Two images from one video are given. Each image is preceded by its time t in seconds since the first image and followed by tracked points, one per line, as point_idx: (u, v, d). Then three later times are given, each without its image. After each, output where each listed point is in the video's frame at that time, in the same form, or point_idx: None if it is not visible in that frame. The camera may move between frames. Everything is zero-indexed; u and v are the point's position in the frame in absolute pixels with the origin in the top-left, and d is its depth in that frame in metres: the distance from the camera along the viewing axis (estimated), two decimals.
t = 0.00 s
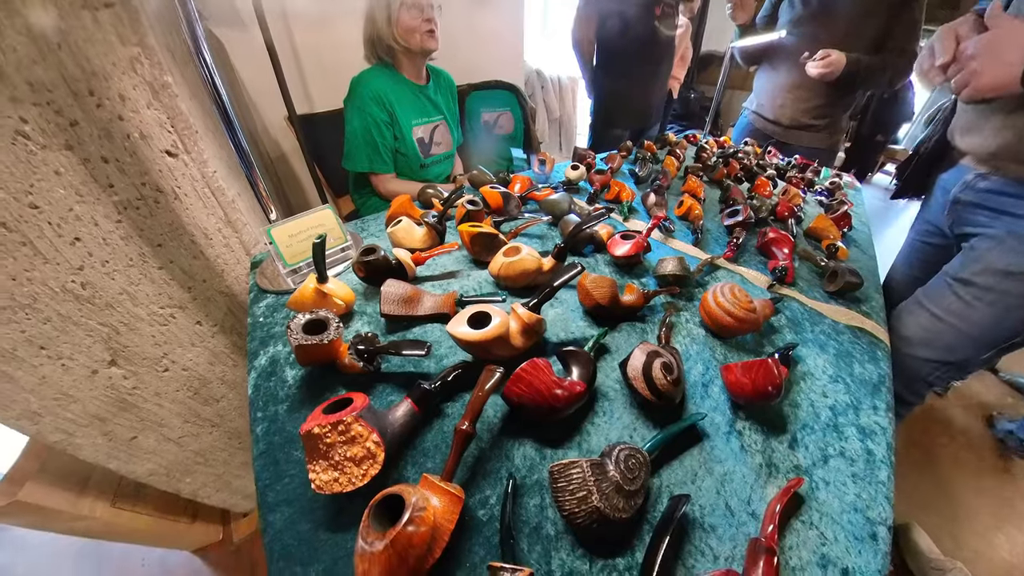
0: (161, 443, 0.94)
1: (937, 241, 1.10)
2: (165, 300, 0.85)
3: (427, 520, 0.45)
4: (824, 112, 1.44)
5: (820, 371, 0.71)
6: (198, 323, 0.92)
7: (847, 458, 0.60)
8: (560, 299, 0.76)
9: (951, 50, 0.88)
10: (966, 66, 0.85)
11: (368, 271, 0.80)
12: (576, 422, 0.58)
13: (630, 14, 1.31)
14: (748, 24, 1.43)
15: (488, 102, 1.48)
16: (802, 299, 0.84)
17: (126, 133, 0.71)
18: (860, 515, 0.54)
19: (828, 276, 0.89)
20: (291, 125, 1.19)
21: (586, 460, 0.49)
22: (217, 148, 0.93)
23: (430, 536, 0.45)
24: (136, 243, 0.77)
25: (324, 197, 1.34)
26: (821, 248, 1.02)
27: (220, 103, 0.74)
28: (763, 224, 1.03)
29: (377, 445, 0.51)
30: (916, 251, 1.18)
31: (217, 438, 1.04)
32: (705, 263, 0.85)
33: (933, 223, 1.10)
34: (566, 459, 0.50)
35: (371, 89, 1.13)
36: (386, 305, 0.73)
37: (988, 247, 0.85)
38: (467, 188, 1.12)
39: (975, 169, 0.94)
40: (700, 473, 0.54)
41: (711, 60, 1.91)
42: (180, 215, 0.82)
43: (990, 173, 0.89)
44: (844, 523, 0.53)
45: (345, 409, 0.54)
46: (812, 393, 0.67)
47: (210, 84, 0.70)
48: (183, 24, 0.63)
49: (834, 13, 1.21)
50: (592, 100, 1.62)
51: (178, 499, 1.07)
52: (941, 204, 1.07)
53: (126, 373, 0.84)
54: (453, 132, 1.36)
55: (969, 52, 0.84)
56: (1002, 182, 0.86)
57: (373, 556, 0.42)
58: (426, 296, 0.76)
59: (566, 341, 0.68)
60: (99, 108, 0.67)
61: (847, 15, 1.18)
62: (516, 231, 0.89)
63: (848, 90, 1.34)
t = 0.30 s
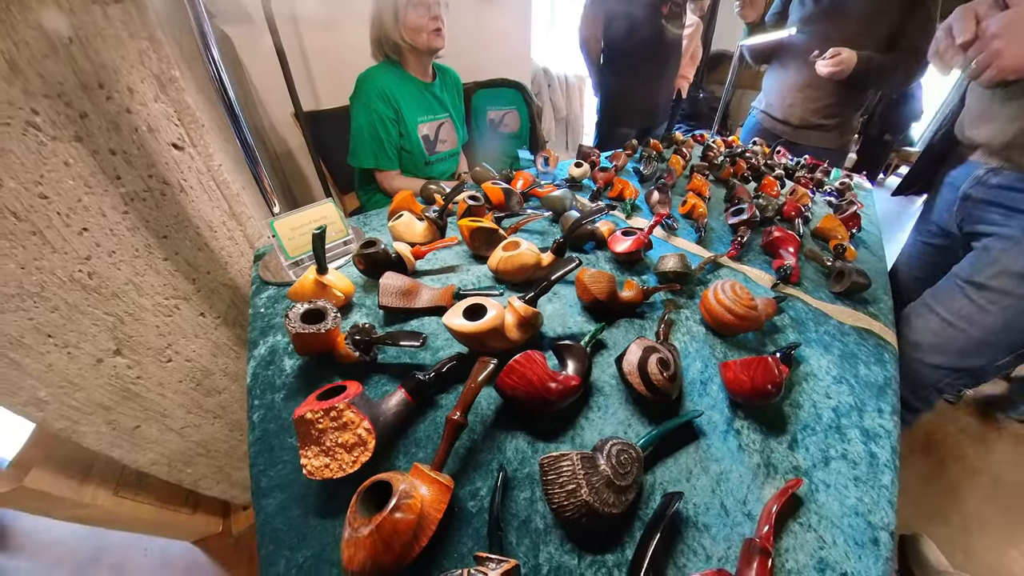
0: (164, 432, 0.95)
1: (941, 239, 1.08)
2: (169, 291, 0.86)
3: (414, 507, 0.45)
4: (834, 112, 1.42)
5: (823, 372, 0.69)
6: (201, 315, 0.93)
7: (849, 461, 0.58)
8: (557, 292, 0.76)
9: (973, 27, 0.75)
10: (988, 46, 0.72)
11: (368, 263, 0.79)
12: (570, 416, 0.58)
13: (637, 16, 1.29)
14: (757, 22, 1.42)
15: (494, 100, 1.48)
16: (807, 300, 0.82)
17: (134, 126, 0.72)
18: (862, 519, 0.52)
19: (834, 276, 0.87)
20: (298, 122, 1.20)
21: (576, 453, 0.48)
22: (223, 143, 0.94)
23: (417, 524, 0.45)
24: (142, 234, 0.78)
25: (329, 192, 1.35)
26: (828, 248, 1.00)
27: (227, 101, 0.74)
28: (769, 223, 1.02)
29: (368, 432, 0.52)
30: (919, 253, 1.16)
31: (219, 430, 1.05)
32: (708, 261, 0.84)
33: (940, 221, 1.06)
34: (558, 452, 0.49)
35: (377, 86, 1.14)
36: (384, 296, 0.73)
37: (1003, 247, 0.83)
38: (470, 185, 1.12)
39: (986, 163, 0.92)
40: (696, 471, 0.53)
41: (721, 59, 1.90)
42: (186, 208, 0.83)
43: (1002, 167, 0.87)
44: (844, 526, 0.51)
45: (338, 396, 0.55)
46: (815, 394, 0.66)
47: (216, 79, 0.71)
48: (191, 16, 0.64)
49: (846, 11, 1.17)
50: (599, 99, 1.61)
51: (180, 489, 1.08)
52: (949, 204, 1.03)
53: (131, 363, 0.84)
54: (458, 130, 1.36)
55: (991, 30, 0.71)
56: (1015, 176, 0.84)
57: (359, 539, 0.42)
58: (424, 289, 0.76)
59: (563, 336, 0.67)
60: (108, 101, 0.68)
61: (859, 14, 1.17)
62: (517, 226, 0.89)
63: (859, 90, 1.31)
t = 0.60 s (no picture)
0: (168, 424, 0.96)
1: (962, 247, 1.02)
2: (176, 285, 0.87)
3: (403, 499, 0.45)
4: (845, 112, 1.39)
5: (825, 377, 0.68)
6: (207, 309, 0.95)
7: (849, 468, 0.57)
8: (556, 291, 0.76)
9: (1005, 5, 0.78)
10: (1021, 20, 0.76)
11: (369, 260, 0.80)
12: (564, 414, 0.58)
13: (645, 15, 1.29)
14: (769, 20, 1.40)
15: (500, 99, 1.50)
16: (812, 303, 0.81)
17: (144, 123, 0.73)
18: (859, 528, 0.51)
19: (840, 280, 0.86)
20: (305, 120, 1.21)
21: (567, 451, 0.48)
22: (230, 139, 0.94)
23: (406, 515, 0.46)
24: (150, 229, 0.80)
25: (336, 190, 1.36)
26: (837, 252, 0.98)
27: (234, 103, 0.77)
28: (776, 225, 1.00)
29: (362, 424, 0.53)
30: (938, 260, 1.13)
31: (222, 422, 1.06)
32: (711, 263, 0.83)
33: (966, 229, 1.02)
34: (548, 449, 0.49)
35: (384, 85, 1.14)
36: (384, 292, 0.74)
37: None
38: (473, 184, 1.12)
39: (1010, 164, 0.89)
40: (689, 474, 0.53)
41: (732, 59, 1.87)
42: (193, 203, 0.84)
43: None
44: (841, 534, 0.50)
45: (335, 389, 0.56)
46: (816, 399, 0.64)
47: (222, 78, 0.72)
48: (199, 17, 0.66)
49: (857, 9, 1.17)
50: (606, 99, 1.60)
51: (183, 481, 1.09)
52: (972, 210, 0.99)
53: (138, 354, 0.86)
54: (464, 129, 1.37)
55: None
56: None
57: (348, 528, 0.43)
58: (423, 285, 0.76)
59: (560, 335, 0.67)
60: (118, 98, 0.69)
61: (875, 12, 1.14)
62: (518, 225, 0.89)
63: (872, 90, 1.31)
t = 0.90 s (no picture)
0: (171, 414, 0.98)
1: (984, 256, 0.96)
2: (182, 277, 0.89)
3: (387, 489, 0.45)
4: (852, 112, 1.38)
5: (826, 381, 0.65)
6: (211, 302, 0.96)
7: (848, 476, 0.55)
8: (552, 288, 0.76)
9: None
10: (994, 26, 0.81)
11: (368, 255, 0.80)
12: (555, 412, 0.57)
13: (658, 16, 1.29)
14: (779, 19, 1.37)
15: (507, 97, 1.49)
16: (816, 307, 0.79)
17: (152, 118, 0.74)
18: (855, 538, 0.49)
19: (846, 283, 0.84)
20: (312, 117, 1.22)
21: (552, 448, 0.47)
22: (235, 135, 0.94)
23: (388, 505, 0.46)
24: (157, 222, 0.81)
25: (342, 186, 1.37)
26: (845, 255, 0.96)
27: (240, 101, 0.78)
28: (783, 226, 0.98)
29: (352, 415, 0.53)
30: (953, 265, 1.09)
31: (225, 414, 1.07)
32: (712, 264, 0.82)
33: (983, 236, 0.97)
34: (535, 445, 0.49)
35: (389, 82, 1.15)
36: (382, 287, 0.74)
37: None
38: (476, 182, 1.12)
39: None
40: (679, 476, 0.51)
41: (744, 59, 1.85)
42: (199, 197, 0.85)
43: None
44: (836, 544, 0.48)
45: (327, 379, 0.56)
46: (817, 404, 0.62)
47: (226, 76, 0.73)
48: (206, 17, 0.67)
49: (870, 7, 1.16)
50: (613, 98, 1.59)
51: (186, 471, 1.10)
52: (994, 217, 0.94)
53: (143, 345, 0.88)
54: (470, 127, 1.37)
55: None
56: None
57: (330, 514, 0.44)
58: (420, 281, 0.77)
59: (554, 333, 0.67)
60: (127, 93, 0.70)
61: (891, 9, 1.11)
62: (517, 222, 0.88)
63: (886, 89, 1.28)
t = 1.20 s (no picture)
0: (175, 403, 0.99)
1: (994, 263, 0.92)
2: (187, 269, 0.90)
3: (371, 472, 0.45)
4: (864, 113, 1.35)
5: (825, 384, 0.64)
6: (216, 293, 0.98)
7: (843, 481, 0.53)
8: (548, 283, 0.76)
9: None
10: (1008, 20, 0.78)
11: (367, 248, 0.80)
12: (544, 405, 0.57)
13: (667, 19, 1.27)
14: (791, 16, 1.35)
15: (514, 95, 1.50)
16: (819, 309, 0.77)
17: (161, 112, 0.76)
18: (849, 544, 0.47)
19: (852, 285, 0.82)
20: (319, 113, 1.23)
21: (536, 440, 0.47)
22: (243, 131, 0.98)
23: (372, 489, 0.46)
24: (164, 213, 0.82)
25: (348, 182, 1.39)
26: (853, 256, 0.94)
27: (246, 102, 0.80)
28: (787, 227, 0.96)
29: (342, 400, 0.53)
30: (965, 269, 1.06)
31: (228, 404, 1.09)
32: (713, 263, 0.81)
33: (997, 238, 0.94)
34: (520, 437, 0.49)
35: (395, 80, 1.15)
36: (379, 280, 0.75)
37: None
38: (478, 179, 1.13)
39: None
40: (667, 474, 0.51)
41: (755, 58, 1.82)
42: (206, 190, 0.87)
43: None
44: (828, 550, 0.46)
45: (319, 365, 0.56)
46: (815, 407, 0.60)
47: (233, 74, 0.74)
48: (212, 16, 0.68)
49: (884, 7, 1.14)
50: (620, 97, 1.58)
51: (188, 461, 1.11)
52: (1007, 219, 0.91)
53: (149, 334, 0.89)
54: (476, 125, 1.37)
55: None
56: None
57: (315, 494, 0.44)
58: (417, 275, 0.77)
59: (548, 328, 0.67)
60: (138, 88, 0.72)
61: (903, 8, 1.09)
62: (516, 219, 0.88)
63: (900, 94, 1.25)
